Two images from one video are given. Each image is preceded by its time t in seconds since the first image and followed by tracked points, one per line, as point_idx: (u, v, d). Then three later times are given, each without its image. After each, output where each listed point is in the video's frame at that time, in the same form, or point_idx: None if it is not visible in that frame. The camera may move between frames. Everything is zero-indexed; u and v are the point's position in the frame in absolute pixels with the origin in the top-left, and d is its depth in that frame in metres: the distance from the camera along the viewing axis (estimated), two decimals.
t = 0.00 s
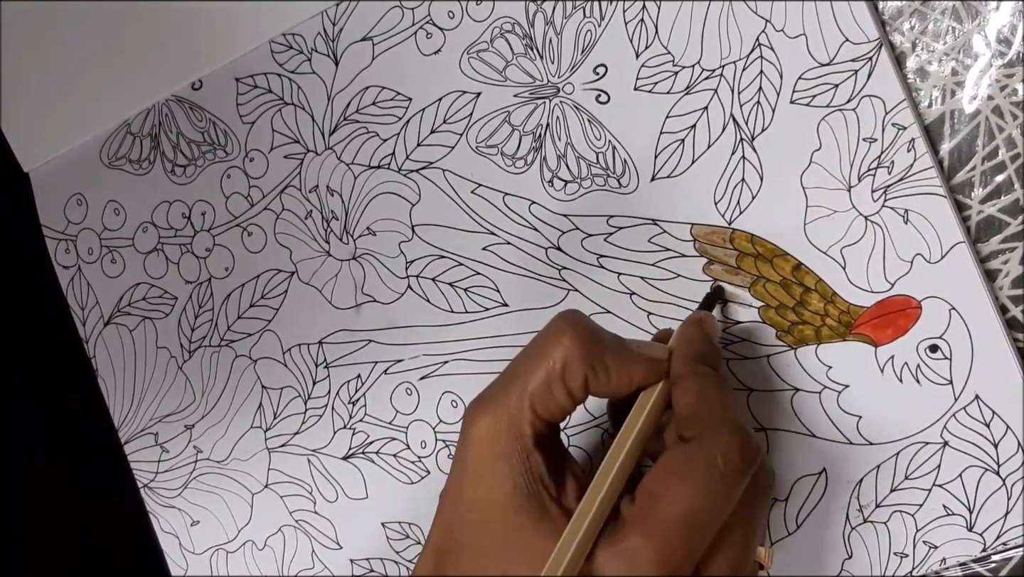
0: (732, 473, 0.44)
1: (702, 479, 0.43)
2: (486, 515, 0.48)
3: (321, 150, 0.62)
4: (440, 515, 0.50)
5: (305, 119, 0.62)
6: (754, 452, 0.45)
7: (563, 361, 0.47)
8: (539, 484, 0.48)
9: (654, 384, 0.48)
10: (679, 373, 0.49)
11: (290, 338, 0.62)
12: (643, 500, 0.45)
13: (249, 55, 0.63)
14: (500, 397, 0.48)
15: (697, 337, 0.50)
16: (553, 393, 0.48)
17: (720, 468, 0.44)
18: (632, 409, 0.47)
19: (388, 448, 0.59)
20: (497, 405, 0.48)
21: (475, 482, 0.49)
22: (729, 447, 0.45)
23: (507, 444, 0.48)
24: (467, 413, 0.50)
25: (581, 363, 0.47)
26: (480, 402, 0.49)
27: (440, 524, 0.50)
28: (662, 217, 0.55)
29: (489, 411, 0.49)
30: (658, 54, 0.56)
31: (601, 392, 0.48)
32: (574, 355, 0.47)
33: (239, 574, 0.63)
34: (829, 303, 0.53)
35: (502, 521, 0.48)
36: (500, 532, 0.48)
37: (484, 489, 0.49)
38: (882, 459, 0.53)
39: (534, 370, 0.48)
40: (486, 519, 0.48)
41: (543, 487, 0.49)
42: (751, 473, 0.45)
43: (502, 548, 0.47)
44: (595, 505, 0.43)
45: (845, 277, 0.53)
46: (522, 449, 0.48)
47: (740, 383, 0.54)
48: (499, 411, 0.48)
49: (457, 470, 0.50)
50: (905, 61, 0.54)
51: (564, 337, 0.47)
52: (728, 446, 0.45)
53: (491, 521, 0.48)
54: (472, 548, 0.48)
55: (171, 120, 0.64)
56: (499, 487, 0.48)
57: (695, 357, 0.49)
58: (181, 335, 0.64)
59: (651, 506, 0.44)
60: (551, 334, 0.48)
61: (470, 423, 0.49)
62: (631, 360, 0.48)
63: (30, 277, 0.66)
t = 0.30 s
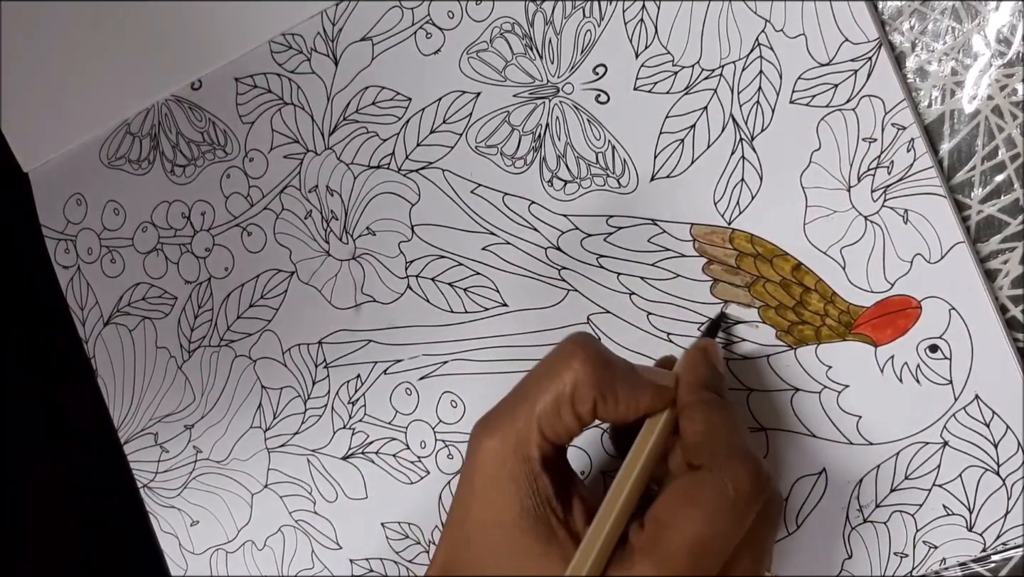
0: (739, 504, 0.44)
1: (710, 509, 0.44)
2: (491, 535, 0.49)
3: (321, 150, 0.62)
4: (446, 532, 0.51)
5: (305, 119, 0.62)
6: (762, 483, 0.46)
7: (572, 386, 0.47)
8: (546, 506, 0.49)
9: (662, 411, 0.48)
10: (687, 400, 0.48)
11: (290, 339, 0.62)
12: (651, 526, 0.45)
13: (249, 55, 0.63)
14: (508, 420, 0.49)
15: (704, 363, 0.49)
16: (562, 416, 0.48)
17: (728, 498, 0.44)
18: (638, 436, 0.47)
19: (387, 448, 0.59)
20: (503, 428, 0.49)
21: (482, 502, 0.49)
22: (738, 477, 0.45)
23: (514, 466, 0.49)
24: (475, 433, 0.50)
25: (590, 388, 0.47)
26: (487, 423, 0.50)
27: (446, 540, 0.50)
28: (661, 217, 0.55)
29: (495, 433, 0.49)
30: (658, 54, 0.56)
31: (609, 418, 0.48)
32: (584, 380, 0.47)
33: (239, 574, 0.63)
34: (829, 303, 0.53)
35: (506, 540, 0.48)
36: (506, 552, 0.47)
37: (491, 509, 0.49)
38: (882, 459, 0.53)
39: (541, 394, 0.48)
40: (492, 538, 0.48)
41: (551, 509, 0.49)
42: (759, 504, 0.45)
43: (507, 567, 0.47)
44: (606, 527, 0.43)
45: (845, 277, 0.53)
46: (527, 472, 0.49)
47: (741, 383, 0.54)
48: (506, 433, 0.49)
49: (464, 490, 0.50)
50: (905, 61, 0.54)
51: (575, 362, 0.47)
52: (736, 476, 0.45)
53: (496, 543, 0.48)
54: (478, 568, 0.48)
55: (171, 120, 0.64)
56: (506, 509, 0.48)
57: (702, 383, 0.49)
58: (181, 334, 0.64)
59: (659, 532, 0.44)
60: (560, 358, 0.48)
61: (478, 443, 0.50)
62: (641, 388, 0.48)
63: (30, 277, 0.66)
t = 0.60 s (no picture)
0: (756, 532, 0.44)
1: (726, 536, 0.44)
2: (503, 538, 0.49)
3: (321, 150, 0.62)
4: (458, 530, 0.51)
5: (305, 119, 0.62)
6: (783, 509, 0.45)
7: (598, 398, 0.47)
8: (562, 516, 0.49)
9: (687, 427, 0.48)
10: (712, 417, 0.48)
11: (290, 339, 0.62)
12: (668, 545, 0.46)
13: (249, 55, 0.63)
14: (530, 426, 0.49)
15: (731, 380, 0.49)
16: (584, 427, 0.48)
17: (746, 524, 0.44)
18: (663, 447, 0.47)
19: (387, 448, 0.59)
20: (525, 434, 0.49)
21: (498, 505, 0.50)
22: (760, 503, 0.45)
23: (532, 473, 0.49)
24: (496, 436, 0.50)
25: (616, 402, 0.47)
26: (509, 427, 0.50)
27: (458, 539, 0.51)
28: (661, 217, 0.55)
29: (517, 437, 0.49)
30: (658, 54, 0.56)
31: (633, 432, 0.48)
32: (610, 393, 0.47)
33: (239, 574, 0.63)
34: (829, 303, 0.53)
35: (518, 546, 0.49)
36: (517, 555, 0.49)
37: (506, 514, 0.49)
38: (882, 459, 0.53)
39: (567, 402, 0.48)
40: (505, 542, 0.49)
41: (566, 519, 0.49)
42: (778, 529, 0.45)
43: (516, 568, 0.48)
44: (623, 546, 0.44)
45: (845, 277, 0.53)
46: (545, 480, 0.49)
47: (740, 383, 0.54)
48: (528, 441, 0.49)
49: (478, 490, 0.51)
50: (904, 61, 0.54)
51: (603, 374, 0.47)
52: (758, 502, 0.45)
53: (509, 545, 0.49)
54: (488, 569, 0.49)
55: (171, 120, 0.64)
56: (520, 515, 0.49)
57: (728, 402, 0.48)
58: (181, 334, 0.64)
59: (677, 552, 0.45)
60: (587, 367, 0.48)
61: (497, 449, 0.50)
62: (666, 404, 0.47)
63: (30, 277, 0.66)
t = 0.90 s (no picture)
0: (798, 557, 0.44)
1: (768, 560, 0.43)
2: (528, 549, 0.49)
3: (321, 150, 0.62)
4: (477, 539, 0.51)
5: (305, 119, 0.62)
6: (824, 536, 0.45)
7: (639, 419, 0.47)
8: (589, 532, 0.49)
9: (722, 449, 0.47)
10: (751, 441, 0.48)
11: (290, 339, 0.62)
12: (706, 568, 0.45)
13: (249, 55, 0.63)
14: (563, 442, 0.49)
15: (770, 403, 0.49)
16: (620, 447, 0.48)
17: (790, 551, 0.44)
18: (691, 475, 0.46)
19: (387, 448, 0.59)
20: (557, 449, 0.49)
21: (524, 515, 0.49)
22: (803, 529, 0.44)
23: (562, 487, 0.49)
24: (526, 448, 0.50)
25: (656, 425, 0.47)
26: (540, 439, 0.50)
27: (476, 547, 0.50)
28: (661, 217, 0.55)
29: (548, 451, 0.49)
30: (658, 54, 0.56)
31: (668, 453, 0.48)
32: (650, 415, 0.47)
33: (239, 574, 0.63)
34: (829, 304, 0.53)
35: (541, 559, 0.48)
36: (540, 565, 0.48)
37: (532, 525, 0.49)
38: (882, 459, 0.53)
39: (605, 421, 0.48)
40: (529, 552, 0.49)
41: (593, 535, 0.49)
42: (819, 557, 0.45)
43: None
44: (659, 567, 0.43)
45: (845, 276, 0.53)
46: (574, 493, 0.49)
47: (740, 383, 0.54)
48: (558, 457, 0.49)
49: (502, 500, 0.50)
50: (905, 61, 0.54)
51: (644, 395, 0.47)
52: (801, 528, 0.44)
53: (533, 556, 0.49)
54: None
55: (171, 120, 0.64)
56: (547, 527, 0.49)
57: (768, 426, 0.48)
58: (181, 335, 0.64)
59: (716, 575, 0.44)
60: (629, 387, 0.48)
61: (526, 462, 0.50)
62: (708, 428, 0.47)
63: (30, 277, 0.66)
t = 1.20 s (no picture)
0: (770, 555, 0.44)
1: (742, 560, 0.44)
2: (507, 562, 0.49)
3: (321, 150, 0.62)
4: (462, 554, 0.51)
5: (305, 119, 0.62)
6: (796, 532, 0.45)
7: (604, 427, 0.47)
8: (566, 540, 0.49)
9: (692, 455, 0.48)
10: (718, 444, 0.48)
11: (291, 339, 0.62)
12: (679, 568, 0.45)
13: (249, 55, 0.63)
14: (535, 450, 0.49)
15: (735, 407, 0.49)
16: (590, 455, 0.48)
17: (761, 548, 0.44)
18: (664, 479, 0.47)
19: (387, 448, 0.59)
20: (529, 459, 0.49)
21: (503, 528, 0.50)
22: (774, 526, 0.45)
23: (535, 497, 0.49)
24: (499, 460, 0.51)
25: (622, 433, 0.47)
26: (512, 451, 0.50)
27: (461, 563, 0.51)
28: (661, 217, 0.55)
29: (520, 462, 0.49)
30: (658, 54, 0.56)
31: (637, 461, 0.48)
32: (615, 423, 0.47)
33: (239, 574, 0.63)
34: (829, 304, 0.53)
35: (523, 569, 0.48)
36: None
37: (511, 537, 0.49)
38: (883, 459, 0.53)
39: (573, 430, 0.48)
40: (508, 565, 0.49)
41: (571, 544, 0.49)
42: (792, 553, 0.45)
43: None
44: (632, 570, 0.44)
45: (845, 276, 0.53)
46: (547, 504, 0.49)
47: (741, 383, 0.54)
48: (531, 465, 0.49)
49: (481, 512, 0.51)
50: (905, 61, 0.54)
51: (608, 404, 0.47)
52: (772, 526, 0.45)
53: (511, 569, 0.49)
54: None
55: (171, 120, 0.64)
56: (523, 538, 0.49)
57: (735, 429, 0.48)
58: (182, 335, 0.64)
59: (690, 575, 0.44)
60: (594, 394, 0.48)
61: (501, 473, 0.50)
62: (673, 434, 0.47)
63: (30, 277, 0.66)
